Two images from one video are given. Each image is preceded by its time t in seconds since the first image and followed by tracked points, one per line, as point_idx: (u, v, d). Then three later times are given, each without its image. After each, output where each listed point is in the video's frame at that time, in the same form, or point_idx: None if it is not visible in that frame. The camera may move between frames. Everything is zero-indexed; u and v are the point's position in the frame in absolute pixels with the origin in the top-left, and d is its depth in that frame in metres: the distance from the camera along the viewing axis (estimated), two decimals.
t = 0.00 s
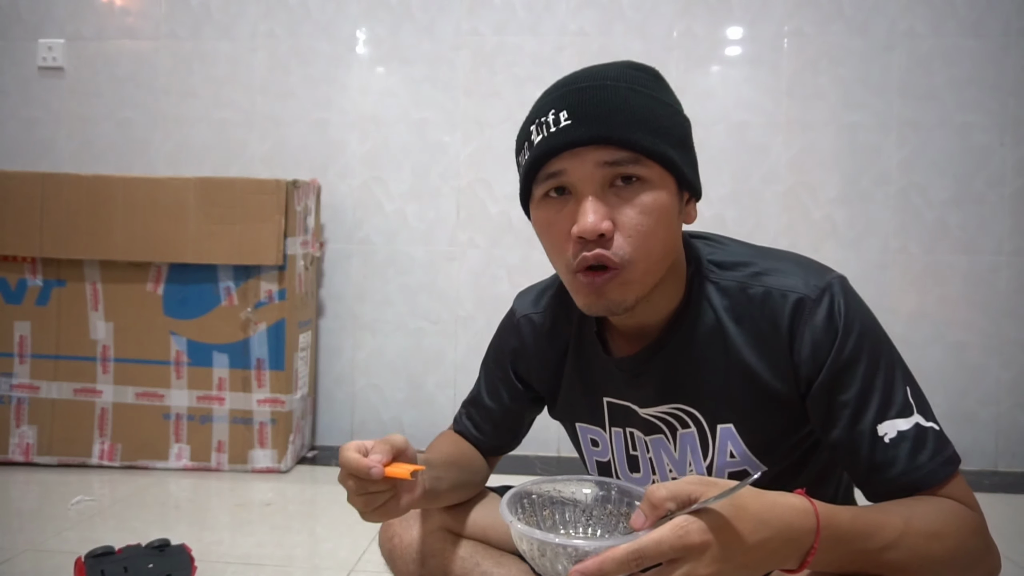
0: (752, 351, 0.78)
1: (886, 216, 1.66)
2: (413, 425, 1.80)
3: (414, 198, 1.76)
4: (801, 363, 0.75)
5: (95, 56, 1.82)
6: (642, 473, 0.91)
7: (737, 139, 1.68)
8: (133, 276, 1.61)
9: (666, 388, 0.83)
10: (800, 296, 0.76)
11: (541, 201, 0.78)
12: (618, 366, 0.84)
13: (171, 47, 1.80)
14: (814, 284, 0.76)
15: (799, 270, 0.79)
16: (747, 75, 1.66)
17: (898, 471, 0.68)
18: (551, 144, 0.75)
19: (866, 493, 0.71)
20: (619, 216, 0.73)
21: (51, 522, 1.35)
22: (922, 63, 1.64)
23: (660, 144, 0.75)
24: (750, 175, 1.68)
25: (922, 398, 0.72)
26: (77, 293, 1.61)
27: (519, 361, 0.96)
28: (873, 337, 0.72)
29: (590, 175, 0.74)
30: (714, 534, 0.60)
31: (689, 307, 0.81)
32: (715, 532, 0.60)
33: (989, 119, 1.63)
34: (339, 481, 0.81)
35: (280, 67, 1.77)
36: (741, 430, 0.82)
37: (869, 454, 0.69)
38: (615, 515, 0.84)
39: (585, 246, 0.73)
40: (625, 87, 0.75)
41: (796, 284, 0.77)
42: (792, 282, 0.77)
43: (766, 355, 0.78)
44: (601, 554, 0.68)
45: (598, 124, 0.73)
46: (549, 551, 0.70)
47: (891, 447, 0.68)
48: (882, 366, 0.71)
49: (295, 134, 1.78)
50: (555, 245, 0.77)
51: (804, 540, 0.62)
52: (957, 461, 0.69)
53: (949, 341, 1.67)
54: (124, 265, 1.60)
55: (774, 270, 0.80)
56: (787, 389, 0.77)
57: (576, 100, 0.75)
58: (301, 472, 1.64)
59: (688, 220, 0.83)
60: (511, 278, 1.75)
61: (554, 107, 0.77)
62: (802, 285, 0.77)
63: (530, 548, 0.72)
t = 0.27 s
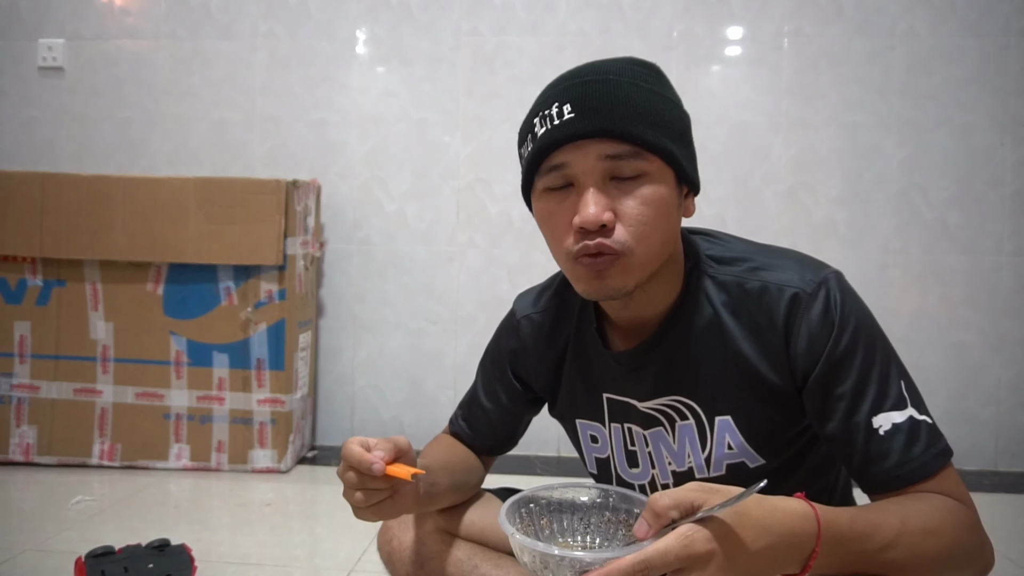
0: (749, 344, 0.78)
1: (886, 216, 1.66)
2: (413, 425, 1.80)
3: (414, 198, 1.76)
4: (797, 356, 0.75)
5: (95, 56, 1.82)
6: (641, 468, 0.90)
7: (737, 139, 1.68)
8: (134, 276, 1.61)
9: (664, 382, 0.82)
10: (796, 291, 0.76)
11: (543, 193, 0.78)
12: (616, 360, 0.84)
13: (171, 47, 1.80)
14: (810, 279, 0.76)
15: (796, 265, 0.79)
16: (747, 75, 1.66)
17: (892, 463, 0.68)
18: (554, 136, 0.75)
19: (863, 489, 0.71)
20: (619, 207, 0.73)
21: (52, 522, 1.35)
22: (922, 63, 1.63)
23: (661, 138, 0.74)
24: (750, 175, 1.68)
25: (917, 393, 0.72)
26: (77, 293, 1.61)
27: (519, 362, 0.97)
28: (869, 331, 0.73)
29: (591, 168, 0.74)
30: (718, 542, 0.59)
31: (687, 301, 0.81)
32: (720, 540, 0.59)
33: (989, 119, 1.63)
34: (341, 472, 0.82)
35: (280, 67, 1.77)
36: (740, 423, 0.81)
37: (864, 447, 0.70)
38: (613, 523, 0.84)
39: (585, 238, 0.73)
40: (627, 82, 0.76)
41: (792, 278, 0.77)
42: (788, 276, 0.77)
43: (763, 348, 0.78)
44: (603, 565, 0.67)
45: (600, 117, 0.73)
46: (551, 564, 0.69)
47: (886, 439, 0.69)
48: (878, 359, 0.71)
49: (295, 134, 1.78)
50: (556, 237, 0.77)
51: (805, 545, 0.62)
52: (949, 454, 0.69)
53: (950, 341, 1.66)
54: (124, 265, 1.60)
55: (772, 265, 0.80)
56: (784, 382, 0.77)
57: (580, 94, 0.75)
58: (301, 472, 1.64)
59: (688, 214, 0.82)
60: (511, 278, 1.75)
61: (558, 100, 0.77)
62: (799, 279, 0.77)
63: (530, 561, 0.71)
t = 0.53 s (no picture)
0: (749, 341, 0.78)
1: (886, 216, 1.66)
2: (414, 425, 1.80)
3: (414, 198, 1.76)
4: (797, 353, 0.75)
5: (95, 56, 1.82)
6: (643, 463, 0.89)
7: (737, 139, 1.68)
8: (134, 276, 1.61)
9: (664, 378, 0.82)
10: (797, 288, 0.76)
11: (545, 191, 0.78)
12: (617, 356, 0.84)
13: (171, 47, 1.80)
14: (812, 276, 0.76)
15: (798, 263, 0.79)
16: (747, 75, 1.66)
17: (889, 460, 0.68)
18: (555, 135, 0.75)
19: (861, 486, 0.71)
20: (619, 208, 0.73)
21: (52, 522, 1.35)
22: (922, 63, 1.64)
23: (661, 138, 0.74)
24: (750, 175, 1.68)
25: (917, 391, 0.72)
26: (77, 293, 1.62)
27: (522, 361, 0.97)
28: (869, 329, 0.73)
29: (591, 167, 0.74)
30: (721, 546, 0.59)
31: (689, 297, 0.81)
32: (723, 543, 0.59)
33: (989, 119, 1.63)
34: (336, 478, 0.82)
35: (280, 68, 1.77)
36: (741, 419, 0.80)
37: (861, 444, 0.70)
38: (613, 525, 0.84)
39: (585, 236, 0.73)
40: (628, 81, 0.75)
41: (794, 276, 0.77)
42: (790, 274, 0.77)
43: (763, 345, 0.78)
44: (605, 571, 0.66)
45: (600, 116, 0.73)
46: (552, 569, 0.69)
47: (884, 436, 0.69)
48: (878, 357, 0.71)
49: (295, 134, 1.78)
50: (557, 234, 0.77)
51: (806, 547, 0.62)
52: (947, 452, 0.69)
53: (949, 341, 1.67)
54: (124, 265, 1.60)
55: (774, 262, 0.80)
56: (784, 379, 0.77)
57: (581, 93, 0.75)
58: (301, 472, 1.65)
59: (689, 212, 0.82)
60: (510, 278, 1.75)
61: (560, 99, 0.77)
62: (800, 277, 0.77)
63: (532, 565, 0.71)
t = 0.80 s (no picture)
0: (753, 340, 0.78)
1: (886, 216, 1.66)
2: (414, 425, 1.80)
3: (414, 198, 1.76)
4: (801, 352, 0.75)
5: (95, 56, 1.82)
6: (646, 460, 0.88)
7: (737, 139, 1.68)
8: (134, 276, 1.61)
9: (667, 377, 0.82)
10: (804, 288, 0.76)
11: (548, 190, 0.78)
12: (621, 353, 0.84)
13: (171, 47, 1.80)
14: (818, 277, 0.76)
15: (804, 264, 0.79)
16: (747, 75, 1.66)
17: (891, 460, 0.68)
18: (557, 137, 0.75)
19: (863, 485, 0.71)
20: (622, 209, 0.73)
21: (52, 521, 1.35)
22: (922, 63, 1.63)
23: (663, 139, 0.74)
24: (750, 175, 1.68)
25: (920, 392, 0.72)
26: (77, 293, 1.62)
27: (526, 359, 0.97)
28: (874, 330, 0.73)
29: (593, 169, 0.74)
30: (727, 548, 0.59)
31: (694, 295, 0.81)
32: (728, 545, 0.59)
33: (989, 119, 1.63)
34: (335, 479, 0.81)
35: (280, 67, 1.77)
36: (747, 418, 0.80)
37: (864, 443, 0.70)
38: (616, 527, 0.84)
39: (588, 237, 0.74)
40: (632, 82, 0.75)
41: (800, 276, 0.77)
42: (796, 274, 0.78)
43: (767, 344, 0.78)
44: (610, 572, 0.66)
45: (601, 118, 0.73)
46: (557, 570, 0.69)
47: (887, 436, 0.69)
48: (882, 357, 0.71)
49: (295, 134, 1.78)
50: (560, 233, 0.77)
51: (811, 549, 0.62)
52: (950, 453, 0.69)
53: (950, 341, 1.67)
54: (124, 265, 1.60)
55: (781, 263, 0.80)
56: (787, 378, 0.77)
57: (583, 94, 0.75)
58: (301, 472, 1.65)
59: (694, 212, 0.82)
60: (510, 278, 1.75)
61: (563, 99, 0.77)
62: (806, 277, 0.77)
63: (536, 567, 0.71)
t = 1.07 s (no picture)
0: (756, 340, 0.78)
1: (886, 216, 1.66)
2: (414, 426, 1.80)
3: (414, 198, 1.76)
4: (804, 352, 0.75)
5: (95, 56, 1.82)
6: (648, 459, 0.88)
7: (737, 139, 1.68)
8: (134, 276, 1.61)
9: (670, 376, 0.82)
10: (807, 287, 0.76)
11: (552, 189, 0.78)
12: (624, 352, 0.84)
13: (171, 47, 1.80)
14: (822, 276, 0.77)
15: (808, 264, 0.79)
16: (747, 75, 1.66)
17: (893, 460, 0.68)
18: (562, 136, 0.75)
19: (864, 485, 0.71)
20: (626, 209, 0.73)
21: (52, 522, 1.35)
22: (922, 63, 1.64)
23: (668, 139, 0.74)
24: (750, 175, 1.68)
25: (923, 393, 0.72)
26: (77, 293, 1.62)
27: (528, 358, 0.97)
28: (877, 330, 0.73)
29: (597, 168, 0.74)
30: (731, 549, 0.59)
31: (698, 294, 0.81)
32: (733, 546, 0.59)
33: (989, 119, 1.63)
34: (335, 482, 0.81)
35: (280, 67, 1.77)
36: (749, 418, 0.80)
37: (866, 443, 0.70)
38: (619, 528, 0.84)
39: (592, 236, 0.74)
40: (637, 82, 0.75)
41: (804, 276, 0.77)
42: (799, 274, 0.78)
43: (770, 344, 0.78)
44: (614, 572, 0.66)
45: (606, 117, 0.73)
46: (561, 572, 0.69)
47: (889, 436, 0.69)
48: (885, 357, 0.72)
49: (295, 134, 1.78)
50: (564, 232, 0.77)
51: (814, 549, 0.62)
52: (952, 454, 0.69)
53: (950, 341, 1.67)
54: (124, 265, 1.60)
55: (784, 262, 0.80)
56: (790, 378, 0.77)
57: (589, 93, 0.75)
58: (301, 472, 1.64)
59: (698, 212, 0.82)
60: (510, 278, 1.75)
61: (568, 99, 0.77)
62: (810, 277, 0.77)
63: (540, 568, 0.70)
